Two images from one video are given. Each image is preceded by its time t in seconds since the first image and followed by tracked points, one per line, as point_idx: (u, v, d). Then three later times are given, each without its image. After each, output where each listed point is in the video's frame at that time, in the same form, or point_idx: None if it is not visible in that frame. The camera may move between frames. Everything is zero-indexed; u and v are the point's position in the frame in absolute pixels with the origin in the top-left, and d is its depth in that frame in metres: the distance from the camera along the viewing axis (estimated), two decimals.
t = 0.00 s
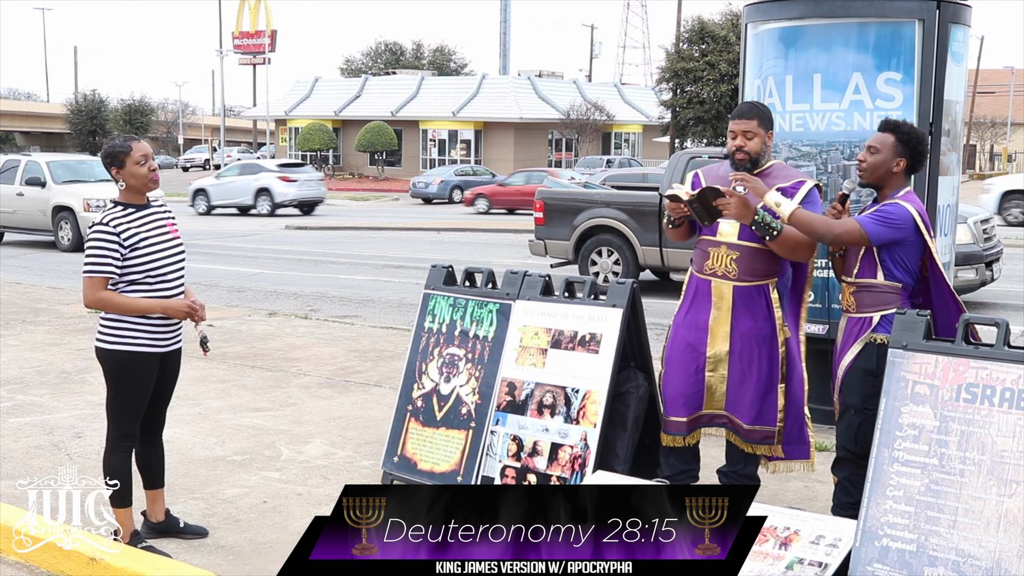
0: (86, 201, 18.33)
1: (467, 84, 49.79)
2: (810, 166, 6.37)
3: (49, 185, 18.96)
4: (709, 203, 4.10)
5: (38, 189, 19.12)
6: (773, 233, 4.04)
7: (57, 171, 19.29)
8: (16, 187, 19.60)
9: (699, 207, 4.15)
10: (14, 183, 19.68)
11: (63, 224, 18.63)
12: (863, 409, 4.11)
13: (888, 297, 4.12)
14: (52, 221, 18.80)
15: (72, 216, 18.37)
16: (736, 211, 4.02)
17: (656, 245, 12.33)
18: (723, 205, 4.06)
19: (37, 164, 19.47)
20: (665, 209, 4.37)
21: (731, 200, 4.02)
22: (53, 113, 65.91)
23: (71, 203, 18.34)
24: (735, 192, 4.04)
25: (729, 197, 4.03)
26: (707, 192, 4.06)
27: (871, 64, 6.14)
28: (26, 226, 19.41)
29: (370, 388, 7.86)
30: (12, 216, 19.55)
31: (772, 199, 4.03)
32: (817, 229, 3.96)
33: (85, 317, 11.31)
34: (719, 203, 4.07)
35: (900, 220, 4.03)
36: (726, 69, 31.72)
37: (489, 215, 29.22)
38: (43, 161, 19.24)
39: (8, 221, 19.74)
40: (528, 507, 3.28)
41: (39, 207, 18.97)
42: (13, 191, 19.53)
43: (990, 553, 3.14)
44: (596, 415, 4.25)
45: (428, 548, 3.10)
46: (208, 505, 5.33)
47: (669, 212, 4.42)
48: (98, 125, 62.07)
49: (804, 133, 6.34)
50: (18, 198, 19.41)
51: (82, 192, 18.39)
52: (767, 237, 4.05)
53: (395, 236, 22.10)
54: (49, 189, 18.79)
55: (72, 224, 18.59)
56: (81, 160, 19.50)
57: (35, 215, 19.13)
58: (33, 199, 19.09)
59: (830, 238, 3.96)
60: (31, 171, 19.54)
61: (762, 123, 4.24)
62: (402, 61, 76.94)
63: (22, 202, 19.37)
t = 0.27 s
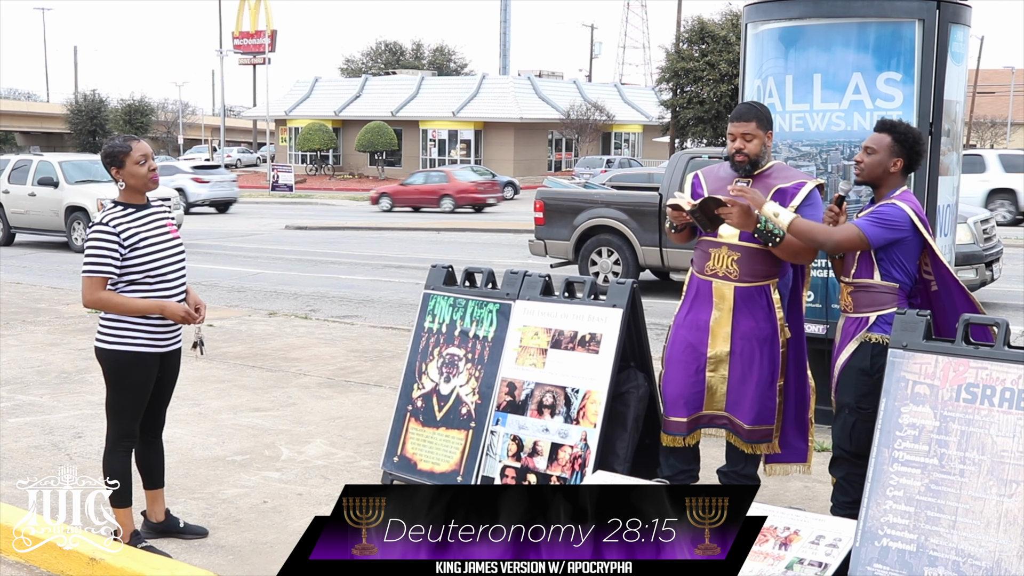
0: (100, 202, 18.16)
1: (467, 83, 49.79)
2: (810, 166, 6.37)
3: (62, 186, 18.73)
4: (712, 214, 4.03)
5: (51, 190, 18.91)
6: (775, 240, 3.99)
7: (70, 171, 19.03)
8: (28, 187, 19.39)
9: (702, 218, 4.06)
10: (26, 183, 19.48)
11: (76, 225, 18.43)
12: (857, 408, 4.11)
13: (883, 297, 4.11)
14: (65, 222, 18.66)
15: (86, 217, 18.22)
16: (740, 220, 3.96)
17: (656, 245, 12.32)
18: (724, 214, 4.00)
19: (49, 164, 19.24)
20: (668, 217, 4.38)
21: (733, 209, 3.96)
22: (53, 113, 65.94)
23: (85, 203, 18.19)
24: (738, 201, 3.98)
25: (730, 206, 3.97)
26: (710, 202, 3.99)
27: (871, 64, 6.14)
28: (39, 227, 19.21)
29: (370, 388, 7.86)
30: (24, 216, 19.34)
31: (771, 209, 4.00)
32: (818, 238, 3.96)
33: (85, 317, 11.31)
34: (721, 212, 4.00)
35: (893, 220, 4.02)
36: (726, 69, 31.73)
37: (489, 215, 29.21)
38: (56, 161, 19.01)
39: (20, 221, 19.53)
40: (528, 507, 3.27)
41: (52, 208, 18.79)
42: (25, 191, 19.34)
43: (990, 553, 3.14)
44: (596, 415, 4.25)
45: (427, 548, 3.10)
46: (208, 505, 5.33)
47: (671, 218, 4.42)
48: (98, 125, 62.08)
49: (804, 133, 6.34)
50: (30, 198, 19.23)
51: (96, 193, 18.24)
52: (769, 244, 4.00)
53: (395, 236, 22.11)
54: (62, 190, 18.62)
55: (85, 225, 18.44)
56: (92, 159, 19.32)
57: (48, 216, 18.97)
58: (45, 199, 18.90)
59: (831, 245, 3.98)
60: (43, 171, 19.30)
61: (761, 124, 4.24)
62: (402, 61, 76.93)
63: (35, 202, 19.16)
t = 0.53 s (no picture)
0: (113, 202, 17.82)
1: (467, 83, 49.80)
2: (810, 166, 6.37)
3: (75, 186, 18.38)
4: (715, 218, 4.14)
5: (64, 190, 18.57)
6: (778, 242, 4.10)
7: (82, 171, 18.65)
8: (40, 188, 19.05)
9: (705, 222, 4.18)
10: (37, 183, 19.13)
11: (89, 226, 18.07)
12: (856, 404, 4.09)
13: (891, 296, 4.05)
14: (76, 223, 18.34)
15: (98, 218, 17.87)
16: (743, 224, 4.05)
17: (656, 245, 12.33)
18: (729, 219, 4.09)
19: (60, 164, 18.84)
20: (669, 222, 4.36)
21: (737, 214, 4.05)
22: (53, 113, 65.99)
23: (98, 203, 17.87)
24: (741, 207, 4.08)
25: (735, 211, 4.07)
26: (713, 208, 4.10)
27: (871, 64, 6.14)
28: (51, 228, 18.88)
29: (370, 388, 7.86)
30: (36, 217, 19.02)
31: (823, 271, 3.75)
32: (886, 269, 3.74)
33: (85, 317, 11.32)
34: (725, 217, 4.10)
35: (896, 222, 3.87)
36: (726, 69, 31.74)
37: (489, 214, 29.20)
38: (67, 161, 18.63)
39: (31, 221, 19.20)
40: (529, 507, 3.27)
41: (65, 209, 18.46)
42: (37, 191, 19.00)
43: (990, 553, 3.14)
44: (596, 416, 4.25)
45: (428, 548, 3.10)
46: (208, 505, 5.33)
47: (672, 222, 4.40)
48: (98, 125, 62.10)
49: (804, 133, 6.34)
50: (41, 199, 18.88)
51: (109, 193, 17.91)
52: (773, 246, 4.11)
53: (395, 236, 22.11)
54: (74, 190, 18.29)
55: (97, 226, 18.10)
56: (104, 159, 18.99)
57: (59, 217, 18.64)
58: (58, 200, 18.57)
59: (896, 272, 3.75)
60: (54, 171, 18.89)
61: (759, 125, 4.24)
62: (402, 61, 76.95)
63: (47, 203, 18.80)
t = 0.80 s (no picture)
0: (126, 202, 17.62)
1: (467, 83, 49.79)
2: (810, 166, 6.36)
3: (87, 186, 18.19)
4: (715, 220, 4.19)
5: (76, 190, 18.38)
6: (779, 242, 4.09)
7: (94, 171, 18.48)
8: (52, 188, 18.91)
9: (705, 224, 4.21)
10: (49, 183, 18.99)
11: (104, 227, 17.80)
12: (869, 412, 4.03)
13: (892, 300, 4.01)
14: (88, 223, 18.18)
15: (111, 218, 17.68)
16: (744, 224, 4.05)
17: (656, 245, 12.32)
18: (729, 220, 4.09)
19: (73, 163, 18.65)
20: (670, 225, 4.35)
21: (737, 214, 4.05)
22: (53, 112, 66.06)
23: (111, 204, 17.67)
24: (741, 207, 4.08)
25: (734, 211, 4.07)
26: (711, 209, 4.11)
27: (870, 64, 6.14)
28: (65, 228, 18.74)
29: (370, 388, 7.86)
30: (47, 217, 18.89)
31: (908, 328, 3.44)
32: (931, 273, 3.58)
33: (85, 317, 11.32)
34: (725, 218, 4.11)
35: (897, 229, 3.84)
36: (726, 69, 31.72)
37: (489, 214, 29.19)
38: (80, 160, 18.43)
39: (43, 222, 19.08)
40: (529, 507, 3.27)
41: (78, 209, 18.30)
42: (49, 191, 18.84)
43: (989, 553, 3.14)
44: (596, 415, 4.25)
45: (427, 548, 3.10)
46: (208, 505, 5.33)
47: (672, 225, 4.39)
48: (98, 125, 62.14)
49: (804, 133, 6.33)
50: (53, 199, 18.74)
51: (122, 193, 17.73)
52: (773, 247, 4.10)
53: (395, 236, 22.11)
54: (86, 190, 18.13)
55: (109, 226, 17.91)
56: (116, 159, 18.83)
57: (71, 217, 18.50)
58: (71, 200, 18.40)
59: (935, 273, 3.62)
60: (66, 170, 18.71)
61: (759, 124, 4.24)
62: (402, 61, 76.95)
63: (59, 203, 18.63)
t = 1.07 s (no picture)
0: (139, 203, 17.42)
1: (467, 83, 49.79)
2: (810, 166, 6.36)
3: (100, 186, 18.03)
4: (712, 219, 4.15)
5: (89, 190, 18.22)
6: (776, 243, 4.08)
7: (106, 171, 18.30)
8: (64, 188, 18.75)
9: (703, 225, 4.19)
10: (60, 184, 18.85)
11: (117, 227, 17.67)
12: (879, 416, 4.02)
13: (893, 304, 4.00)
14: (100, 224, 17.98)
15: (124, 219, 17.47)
16: (742, 225, 4.04)
17: (656, 245, 12.32)
18: (726, 221, 4.08)
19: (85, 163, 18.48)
20: (669, 226, 4.35)
21: (734, 216, 4.05)
22: (53, 113, 66.08)
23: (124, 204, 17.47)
24: (738, 208, 4.08)
25: (732, 213, 4.06)
26: (710, 209, 4.09)
27: (871, 64, 6.14)
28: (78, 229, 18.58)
29: (370, 388, 7.86)
30: (59, 218, 18.73)
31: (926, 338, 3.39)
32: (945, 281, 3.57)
33: (85, 317, 11.31)
34: (722, 219, 4.10)
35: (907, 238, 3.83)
36: (726, 69, 31.71)
37: (489, 215, 29.17)
38: (92, 160, 18.27)
39: (54, 223, 18.93)
40: (528, 507, 3.27)
41: (91, 209, 18.16)
42: (61, 191, 18.67)
43: (990, 553, 3.14)
44: (596, 415, 4.25)
45: (427, 548, 3.10)
46: (208, 505, 5.33)
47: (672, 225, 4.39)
48: (98, 125, 62.14)
49: (804, 133, 6.34)
50: (65, 199, 18.59)
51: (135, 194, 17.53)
52: (771, 247, 4.09)
53: (395, 236, 22.11)
54: (99, 190, 17.97)
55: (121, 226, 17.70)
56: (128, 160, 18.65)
57: (82, 217, 18.35)
58: (84, 200, 18.25)
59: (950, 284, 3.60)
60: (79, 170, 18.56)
61: (757, 124, 4.23)
62: (402, 61, 76.96)
63: (71, 203, 18.48)
